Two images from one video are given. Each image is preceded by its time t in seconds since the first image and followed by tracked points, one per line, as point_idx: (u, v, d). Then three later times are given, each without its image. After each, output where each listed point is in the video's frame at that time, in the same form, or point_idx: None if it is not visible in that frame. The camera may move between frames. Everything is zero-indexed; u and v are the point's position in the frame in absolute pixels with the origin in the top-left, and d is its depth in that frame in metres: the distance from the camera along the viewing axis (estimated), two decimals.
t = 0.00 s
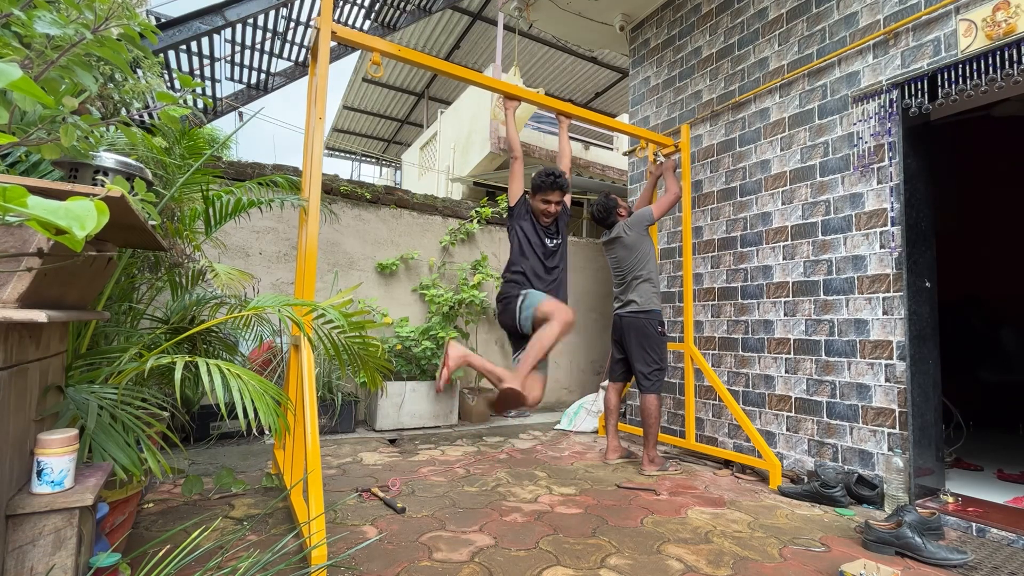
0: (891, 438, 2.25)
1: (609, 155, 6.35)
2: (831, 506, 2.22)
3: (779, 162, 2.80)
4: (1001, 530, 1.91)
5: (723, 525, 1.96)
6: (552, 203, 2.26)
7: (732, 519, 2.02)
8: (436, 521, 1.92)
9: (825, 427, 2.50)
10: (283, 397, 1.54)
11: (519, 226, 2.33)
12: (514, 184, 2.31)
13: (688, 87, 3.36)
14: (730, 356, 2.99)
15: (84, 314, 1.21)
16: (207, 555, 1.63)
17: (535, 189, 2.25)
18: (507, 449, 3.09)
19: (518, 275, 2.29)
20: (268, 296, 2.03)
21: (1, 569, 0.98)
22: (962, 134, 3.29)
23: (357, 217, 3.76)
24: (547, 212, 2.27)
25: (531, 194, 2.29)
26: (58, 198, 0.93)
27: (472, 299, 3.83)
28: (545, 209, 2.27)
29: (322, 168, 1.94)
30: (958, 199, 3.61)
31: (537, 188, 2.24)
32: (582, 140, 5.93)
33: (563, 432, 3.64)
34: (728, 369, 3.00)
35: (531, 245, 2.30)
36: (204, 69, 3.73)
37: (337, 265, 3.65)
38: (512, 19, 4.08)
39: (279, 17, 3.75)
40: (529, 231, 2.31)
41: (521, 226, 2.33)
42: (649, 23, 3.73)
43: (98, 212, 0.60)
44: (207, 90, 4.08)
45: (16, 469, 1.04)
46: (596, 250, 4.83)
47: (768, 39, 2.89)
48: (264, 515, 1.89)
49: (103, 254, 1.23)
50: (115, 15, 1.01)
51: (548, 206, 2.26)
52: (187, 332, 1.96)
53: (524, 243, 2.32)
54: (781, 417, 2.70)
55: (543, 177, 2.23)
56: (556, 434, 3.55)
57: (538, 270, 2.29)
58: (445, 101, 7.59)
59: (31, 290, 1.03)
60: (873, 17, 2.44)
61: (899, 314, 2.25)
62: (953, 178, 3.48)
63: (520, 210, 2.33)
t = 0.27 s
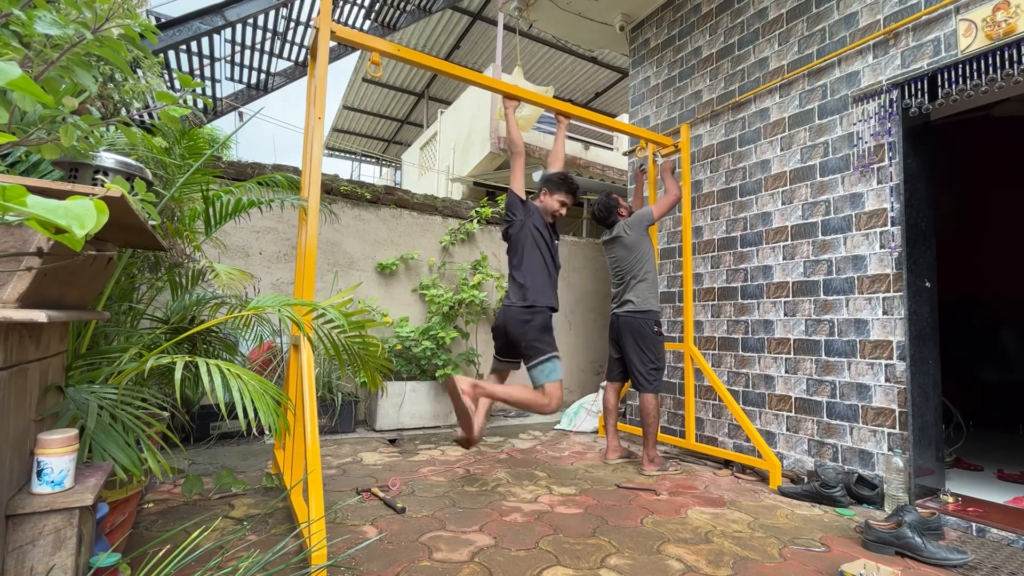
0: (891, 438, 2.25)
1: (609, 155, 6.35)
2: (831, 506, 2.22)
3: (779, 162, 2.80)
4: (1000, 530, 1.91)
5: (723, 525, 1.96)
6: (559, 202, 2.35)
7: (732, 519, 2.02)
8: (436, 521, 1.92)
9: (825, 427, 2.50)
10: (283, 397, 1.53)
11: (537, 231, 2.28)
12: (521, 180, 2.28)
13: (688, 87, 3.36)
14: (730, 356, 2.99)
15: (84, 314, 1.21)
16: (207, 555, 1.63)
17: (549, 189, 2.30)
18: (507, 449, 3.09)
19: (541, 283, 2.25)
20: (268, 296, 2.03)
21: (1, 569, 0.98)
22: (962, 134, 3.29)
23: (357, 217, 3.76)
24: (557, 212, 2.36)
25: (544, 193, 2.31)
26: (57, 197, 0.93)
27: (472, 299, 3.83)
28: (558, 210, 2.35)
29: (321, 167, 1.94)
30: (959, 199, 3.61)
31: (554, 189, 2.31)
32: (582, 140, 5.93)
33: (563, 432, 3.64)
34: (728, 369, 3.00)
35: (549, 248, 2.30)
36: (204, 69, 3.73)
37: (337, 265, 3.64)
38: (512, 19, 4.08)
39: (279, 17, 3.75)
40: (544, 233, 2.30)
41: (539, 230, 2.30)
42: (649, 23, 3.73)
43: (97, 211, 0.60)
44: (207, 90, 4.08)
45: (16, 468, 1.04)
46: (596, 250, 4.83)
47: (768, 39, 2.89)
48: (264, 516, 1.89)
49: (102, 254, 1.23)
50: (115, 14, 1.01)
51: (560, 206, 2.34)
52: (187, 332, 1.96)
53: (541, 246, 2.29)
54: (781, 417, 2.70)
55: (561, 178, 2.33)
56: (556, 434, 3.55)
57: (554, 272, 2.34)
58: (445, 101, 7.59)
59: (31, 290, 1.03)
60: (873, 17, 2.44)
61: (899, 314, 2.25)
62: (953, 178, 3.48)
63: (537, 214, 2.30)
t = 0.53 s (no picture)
0: (891, 438, 2.25)
1: (609, 155, 6.35)
2: (831, 506, 2.22)
3: (779, 162, 2.80)
4: (1001, 530, 1.91)
5: (723, 525, 1.96)
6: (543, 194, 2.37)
7: (732, 519, 2.02)
8: (436, 521, 1.92)
9: (825, 427, 2.50)
10: (283, 397, 1.54)
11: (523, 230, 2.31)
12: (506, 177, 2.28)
13: (688, 87, 3.36)
14: (730, 356, 2.99)
15: (84, 314, 1.21)
16: (207, 554, 1.63)
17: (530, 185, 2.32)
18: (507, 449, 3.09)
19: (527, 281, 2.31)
20: (268, 296, 2.03)
21: (1, 569, 0.98)
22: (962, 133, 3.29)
23: (357, 217, 3.76)
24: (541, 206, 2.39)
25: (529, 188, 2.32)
26: (57, 197, 0.93)
27: (472, 299, 3.83)
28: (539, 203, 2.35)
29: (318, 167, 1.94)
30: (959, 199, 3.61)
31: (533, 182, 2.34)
32: (582, 140, 5.93)
33: (563, 432, 3.64)
34: (728, 369, 3.00)
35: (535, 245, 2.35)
36: (204, 69, 3.73)
37: (337, 265, 3.64)
38: (512, 20, 4.08)
39: (279, 17, 3.75)
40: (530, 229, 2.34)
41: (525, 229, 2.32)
42: (649, 23, 3.73)
43: (99, 212, 0.60)
44: (207, 90, 4.08)
45: (16, 468, 1.04)
46: (596, 250, 4.83)
47: (768, 39, 2.89)
48: (264, 515, 1.89)
49: (102, 254, 1.23)
50: (114, 15, 1.01)
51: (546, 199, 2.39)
52: (187, 332, 1.96)
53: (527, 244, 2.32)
54: (781, 417, 2.70)
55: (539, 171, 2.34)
56: (556, 434, 3.55)
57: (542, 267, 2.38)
58: (445, 101, 7.59)
59: (31, 290, 1.03)
60: (873, 17, 2.44)
61: (899, 314, 2.25)
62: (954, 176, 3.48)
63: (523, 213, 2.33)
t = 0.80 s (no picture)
0: (891, 438, 2.25)
1: (609, 155, 6.35)
2: (831, 506, 2.22)
3: (779, 162, 2.80)
4: (1001, 530, 1.91)
5: (723, 525, 1.96)
6: (533, 199, 2.32)
7: (732, 519, 2.02)
8: (436, 521, 1.92)
9: (825, 427, 2.50)
10: (283, 397, 1.54)
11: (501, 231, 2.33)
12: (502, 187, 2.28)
13: (688, 87, 3.36)
14: (730, 356, 2.99)
15: (84, 314, 1.21)
16: (207, 555, 1.63)
17: (516, 188, 2.33)
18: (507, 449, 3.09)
19: (493, 281, 2.30)
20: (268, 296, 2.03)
21: (1, 569, 0.98)
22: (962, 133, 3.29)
23: (357, 217, 3.76)
24: (528, 211, 2.33)
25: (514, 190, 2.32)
26: (57, 197, 0.93)
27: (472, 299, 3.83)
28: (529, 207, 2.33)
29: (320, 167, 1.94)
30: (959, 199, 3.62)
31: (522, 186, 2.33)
32: (582, 140, 5.93)
33: (563, 432, 3.64)
34: (728, 369, 3.00)
35: (510, 249, 2.30)
36: (204, 68, 3.73)
37: (337, 265, 3.64)
38: (512, 20, 4.08)
39: (279, 17, 3.75)
40: (512, 231, 2.32)
41: (505, 230, 2.33)
42: (649, 23, 3.73)
43: (96, 210, 0.60)
44: (207, 90, 4.08)
45: (16, 468, 1.04)
46: (596, 250, 4.83)
47: (768, 39, 2.89)
48: (264, 515, 1.89)
49: (102, 254, 1.23)
50: (115, 15, 1.01)
51: (534, 205, 2.32)
52: (187, 332, 1.96)
53: (502, 246, 2.32)
54: (781, 417, 2.70)
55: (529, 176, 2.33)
56: (556, 434, 3.55)
57: (516, 272, 2.30)
58: (445, 101, 7.59)
59: (31, 290, 1.03)
60: (873, 17, 2.44)
61: (899, 314, 2.25)
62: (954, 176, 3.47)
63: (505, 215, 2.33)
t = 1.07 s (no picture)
0: (891, 438, 2.26)
1: (609, 155, 6.35)
2: (831, 506, 2.22)
3: (779, 162, 2.80)
4: (1000, 530, 1.91)
5: (723, 525, 1.96)
6: (543, 199, 2.31)
7: (732, 519, 2.02)
8: (436, 521, 1.92)
9: (825, 427, 2.50)
10: (283, 398, 1.54)
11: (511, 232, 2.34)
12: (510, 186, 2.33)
13: (688, 87, 3.36)
14: (730, 356, 2.99)
15: (84, 314, 1.21)
16: (207, 554, 1.63)
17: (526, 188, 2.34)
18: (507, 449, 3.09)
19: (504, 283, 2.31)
20: (268, 296, 2.03)
21: (1, 569, 0.98)
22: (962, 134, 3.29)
23: (357, 217, 3.76)
24: (538, 210, 2.32)
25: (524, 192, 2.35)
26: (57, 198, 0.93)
27: (472, 299, 3.83)
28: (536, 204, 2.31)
29: (322, 167, 1.94)
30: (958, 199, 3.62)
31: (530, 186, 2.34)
32: (582, 140, 5.93)
33: (563, 432, 3.64)
34: (728, 369, 3.00)
35: (517, 250, 2.30)
36: (204, 69, 3.73)
37: (337, 265, 3.64)
38: (512, 20, 4.08)
39: (279, 17, 3.75)
40: (521, 231, 2.31)
41: (514, 231, 2.34)
42: (649, 23, 3.73)
43: (98, 211, 0.60)
44: (207, 90, 4.08)
45: (16, 468, 1.04)
46: (596, 250, 4.83)
47: (768, 39, 2.89)
48: (264, 515, 1.89)
49: (102, 254, 1.23)
50: (115, 15, 1.01)
51: (542, 203, 2.30)
52: (187, 332, 1.96)
53: (511, 247, 2.32)
54: (781, 417, 2.70)
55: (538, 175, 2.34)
56: (556, 434, 3.55)
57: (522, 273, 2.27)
58: (445, 101, 7.59)
59: (31, 290, 1.03)
60: (873, 17, 2.44)
61: (899, 314, 2.25)
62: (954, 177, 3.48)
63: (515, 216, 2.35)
